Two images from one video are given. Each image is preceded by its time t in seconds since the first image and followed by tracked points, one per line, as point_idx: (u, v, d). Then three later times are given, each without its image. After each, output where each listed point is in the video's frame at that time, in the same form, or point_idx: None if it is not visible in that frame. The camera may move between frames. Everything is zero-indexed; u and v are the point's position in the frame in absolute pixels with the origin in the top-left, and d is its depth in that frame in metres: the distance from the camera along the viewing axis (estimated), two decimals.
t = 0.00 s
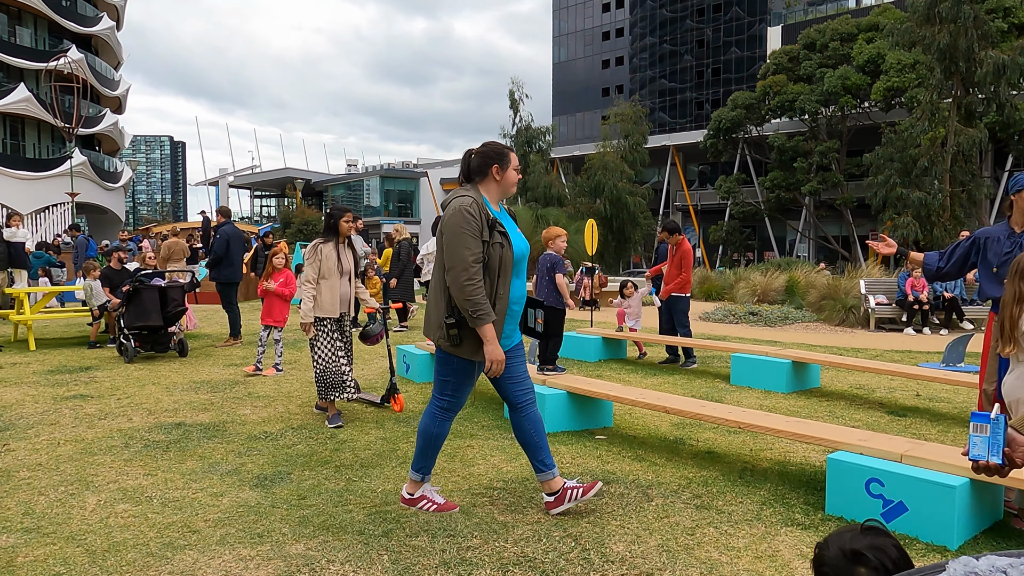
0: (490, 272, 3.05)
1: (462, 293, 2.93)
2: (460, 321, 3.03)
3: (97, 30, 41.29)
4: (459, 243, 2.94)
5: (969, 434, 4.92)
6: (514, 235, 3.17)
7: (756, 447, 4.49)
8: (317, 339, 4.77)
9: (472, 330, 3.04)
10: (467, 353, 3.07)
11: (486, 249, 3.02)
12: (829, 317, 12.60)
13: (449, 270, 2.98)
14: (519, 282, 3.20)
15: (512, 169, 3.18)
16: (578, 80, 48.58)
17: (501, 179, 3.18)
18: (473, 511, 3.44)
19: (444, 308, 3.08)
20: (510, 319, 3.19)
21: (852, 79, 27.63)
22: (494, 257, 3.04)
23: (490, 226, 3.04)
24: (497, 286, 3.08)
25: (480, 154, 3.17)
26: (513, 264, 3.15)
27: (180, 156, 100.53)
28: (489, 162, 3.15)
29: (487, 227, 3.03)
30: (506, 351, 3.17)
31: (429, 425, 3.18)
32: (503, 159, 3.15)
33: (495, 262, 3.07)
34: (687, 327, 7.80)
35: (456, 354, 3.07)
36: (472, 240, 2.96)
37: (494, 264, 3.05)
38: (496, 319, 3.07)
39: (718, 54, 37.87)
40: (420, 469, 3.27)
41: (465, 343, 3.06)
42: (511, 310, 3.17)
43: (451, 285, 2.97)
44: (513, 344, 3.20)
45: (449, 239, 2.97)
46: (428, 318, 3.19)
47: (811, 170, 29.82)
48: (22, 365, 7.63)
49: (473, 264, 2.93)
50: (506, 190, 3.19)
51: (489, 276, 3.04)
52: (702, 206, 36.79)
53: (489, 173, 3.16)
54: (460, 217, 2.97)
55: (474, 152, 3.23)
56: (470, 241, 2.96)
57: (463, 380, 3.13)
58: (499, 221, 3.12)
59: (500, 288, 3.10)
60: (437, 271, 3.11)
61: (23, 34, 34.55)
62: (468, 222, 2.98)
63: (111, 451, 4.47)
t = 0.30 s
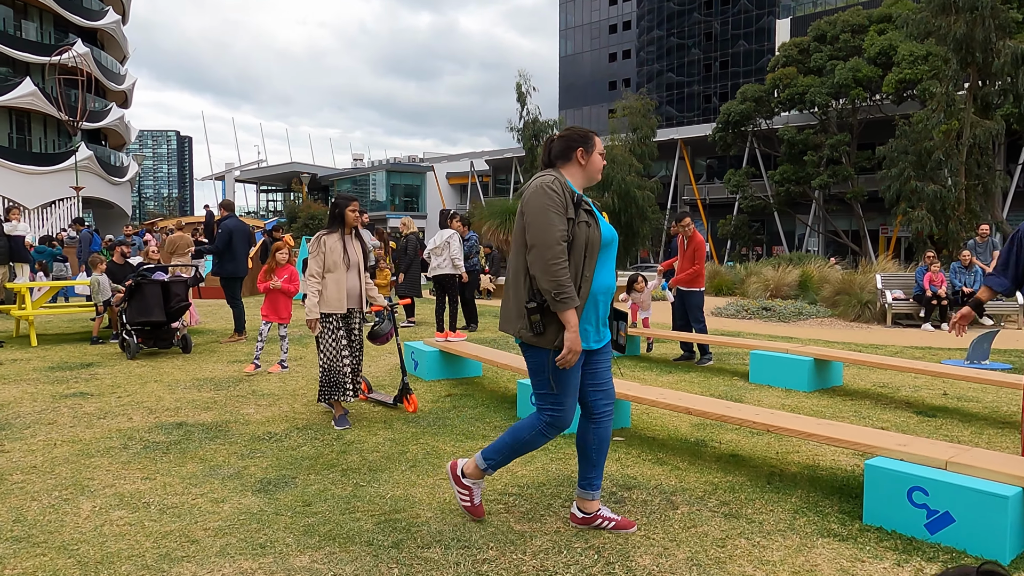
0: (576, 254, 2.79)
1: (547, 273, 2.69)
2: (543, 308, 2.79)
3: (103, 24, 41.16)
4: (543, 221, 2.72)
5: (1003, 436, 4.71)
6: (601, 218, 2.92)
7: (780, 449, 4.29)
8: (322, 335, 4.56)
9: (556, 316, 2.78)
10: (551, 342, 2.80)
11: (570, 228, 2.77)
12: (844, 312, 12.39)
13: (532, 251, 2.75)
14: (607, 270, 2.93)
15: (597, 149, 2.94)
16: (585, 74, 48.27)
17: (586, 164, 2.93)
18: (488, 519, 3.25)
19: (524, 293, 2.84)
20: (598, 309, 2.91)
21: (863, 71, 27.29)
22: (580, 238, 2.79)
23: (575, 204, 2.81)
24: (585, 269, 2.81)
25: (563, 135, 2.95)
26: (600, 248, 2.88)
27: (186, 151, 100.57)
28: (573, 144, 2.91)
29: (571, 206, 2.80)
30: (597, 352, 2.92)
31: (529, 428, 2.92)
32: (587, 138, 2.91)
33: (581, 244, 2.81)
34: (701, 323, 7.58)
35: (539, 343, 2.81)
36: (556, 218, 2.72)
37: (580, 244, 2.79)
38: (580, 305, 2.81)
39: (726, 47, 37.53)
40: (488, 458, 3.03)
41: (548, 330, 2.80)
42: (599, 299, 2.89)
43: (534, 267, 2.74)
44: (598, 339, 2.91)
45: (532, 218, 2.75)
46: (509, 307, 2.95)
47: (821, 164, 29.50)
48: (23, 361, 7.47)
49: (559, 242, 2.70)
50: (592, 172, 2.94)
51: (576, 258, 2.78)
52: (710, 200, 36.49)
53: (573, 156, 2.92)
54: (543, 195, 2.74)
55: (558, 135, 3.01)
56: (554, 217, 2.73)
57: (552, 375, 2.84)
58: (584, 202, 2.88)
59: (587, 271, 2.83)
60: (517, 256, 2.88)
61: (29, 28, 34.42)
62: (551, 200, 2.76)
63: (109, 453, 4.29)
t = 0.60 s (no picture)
0: (654, 236, 2.54)
1: (624, 257, 2.43)
2: (619, 295, 2.52)
3: (108, 18, 41.01)
4: (617, 199, 2.46)
5: None
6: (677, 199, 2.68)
7: (804, 450, 4.08)
8: (327, 333, 4.29)
9: (635, 304, 2.51)
10: (633, 333, 2.51)
11: (648, 208, 2.52)
12: (857, 308, 12.16)
13: (606, 233, 2.49)
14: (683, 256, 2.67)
15: (676, 125, 2.67)
16: (590, 69, 47.95)
17: (662, 141, 2.65)
18: (500, 527, 3.04)
19: (599, 277, 2.57)
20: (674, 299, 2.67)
21: (873, 65, 26.95)
22: (657, 219, 2.54)
23: (653, 182, 2.55)
24: (663, 253, 2.57)
25: (637, 108, 2.69)
26: (679, 232, 2.63)
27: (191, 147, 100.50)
28: (648, 118, 2.66)
29: (648, 184, 2.54)
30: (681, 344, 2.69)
31: (663, 436, 2.54)
32: (665, 111, 2.66)
33: (658, 225, 2.56)
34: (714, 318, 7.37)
35: (617, 334, 2.52)
36: (633, 196, 2.46)
37: (657, 227, 2.54)
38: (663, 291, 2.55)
39: (732, 42, 37.20)
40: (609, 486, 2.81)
41: (627, 320, 2.52)
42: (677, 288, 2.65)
43: (610, 250, 2.47)
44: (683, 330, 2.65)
45: (605, 196, 2.49)
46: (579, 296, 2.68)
47: (829, 159, 29.17)
48: (19, 356, 7.28)
49: (635, 222, 2.44)
50: (669, 151, 2.67)
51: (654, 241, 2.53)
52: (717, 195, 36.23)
53: (648, 131, 2.65)
54: (618, 171, 2.49)
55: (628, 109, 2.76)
56: (629, 197, 2.47)
57: (641, 371, 2.53)
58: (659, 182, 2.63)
59: (666, 255, 2.58)
60: (589, 241, 2.62)
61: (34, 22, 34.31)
62: (626, 177, 2.49)
63: (100, 453, 4.09)
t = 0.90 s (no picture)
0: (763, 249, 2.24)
1: (736, 277, 2.12)
2: (724, 318, 2.21)
3: (110, 14, 40.84)
4: (729, 208, 2.15)
5: None
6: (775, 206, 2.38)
7: (829, 462, 3.85)
8: (328, 337, 3.99)
9: (742, 328, 2.21)
10: (736, 361, 2.21)
11: (757, 219, 2.22)
12: (869, 308, 11.89)
13: (713, 247, 2.17)
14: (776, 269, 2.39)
15: (769, 120, 2.41)
16: (594, 66, 47.65)
17: (754, 137, 2.39)
18: (508, 550, 2.80)
19: (697, 295, 2.26)
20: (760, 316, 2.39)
21: (881, 61, 26.63)
22: (767, 230, 2.23)
23: (759, 187, 2.25)
24: (769, 269, 2.27)
25: (723, 101, 2.43)
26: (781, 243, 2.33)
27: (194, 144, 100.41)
28: (739, 110, 2.38)
29: (755, 191, 2.24)
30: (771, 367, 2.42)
31: (776, 461, 2.27)
32: (760, 104, 2.38)
33: (766, 238, 2.26)
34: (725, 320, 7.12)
35: (717, 363, 2.23)
36: (746, 206, 2.16)
37: (766, 240, 2.24)
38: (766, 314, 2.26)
39: (737, 39, 36.86)
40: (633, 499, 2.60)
41: (731, 345, 2.21)
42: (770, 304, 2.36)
43: (716, 267, 2.16)
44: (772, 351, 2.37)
45: (713, 204, 2.18)
46: (666, 313, 2.36)
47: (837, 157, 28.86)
48: (9, 356, 7.06)
49: (750, 236, 2.13)
50: (759, 149, 2.41)
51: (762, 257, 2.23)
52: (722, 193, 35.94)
53: (738, 125, 2.39)
54: (726, 176, 2.18)
55: (713, 102, 2.48)
56: (741, 206, 2.16)
57: (741, 397, 2.25)
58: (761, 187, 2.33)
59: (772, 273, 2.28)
60: (682, 251, 2.31)
61: (36, 17, 34.14)
62: (734, 183, 2.19)
63: (84, 462, 3.86)
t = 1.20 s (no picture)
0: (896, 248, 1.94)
1: (879, 282, 1.82)
2: (856, 326, 1.91)
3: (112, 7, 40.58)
4: (868, 201, 1.85)
5: None
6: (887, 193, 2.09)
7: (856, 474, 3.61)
8: (331, 340, 3.72)
9: (869, 339, 1.92)
10: (861, 378, 1.92)
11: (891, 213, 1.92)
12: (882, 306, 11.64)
13: (849, 247, 1.85)
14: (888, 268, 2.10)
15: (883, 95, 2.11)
16: (599, 60, 47.29)
17: (868, 113, 2.09)
18: None
19: (823, 300, 1.94)
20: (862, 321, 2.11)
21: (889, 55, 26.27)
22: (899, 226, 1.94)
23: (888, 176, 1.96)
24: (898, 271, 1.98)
25: (831, 68, 2.11)
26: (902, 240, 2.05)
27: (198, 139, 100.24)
28: (855, 82, 2.07)
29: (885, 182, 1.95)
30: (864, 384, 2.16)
31: (855, 485, 1.99)
32: (876, 76, 2.08)
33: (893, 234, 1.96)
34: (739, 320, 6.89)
35: (839, 379, 1.92)
36: (885, 199, 1.86)
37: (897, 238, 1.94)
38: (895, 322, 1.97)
39: (743, 33, 36.49)
40: (750, 489, 2.30)
41: (857, 356, 1.92)
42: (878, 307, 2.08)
43: (852, 270, 1.85)
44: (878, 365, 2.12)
45: (850, 195, 1.86)
46: (774, 316, 2.04)
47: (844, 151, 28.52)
48: None
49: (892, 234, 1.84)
50: (871, 127, 2.12)
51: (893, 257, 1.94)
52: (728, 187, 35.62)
53: (853, 98, 2.08)
54: (863, 164, 1.88)
55: (817, 69, 2.16)
56: (879, 199, 1.86)
57: (858, 414, 1.96)
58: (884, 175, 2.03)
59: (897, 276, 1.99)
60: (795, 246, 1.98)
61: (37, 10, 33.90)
62: (869, 172, 1.88)
63: (65, 472, 3.63)
